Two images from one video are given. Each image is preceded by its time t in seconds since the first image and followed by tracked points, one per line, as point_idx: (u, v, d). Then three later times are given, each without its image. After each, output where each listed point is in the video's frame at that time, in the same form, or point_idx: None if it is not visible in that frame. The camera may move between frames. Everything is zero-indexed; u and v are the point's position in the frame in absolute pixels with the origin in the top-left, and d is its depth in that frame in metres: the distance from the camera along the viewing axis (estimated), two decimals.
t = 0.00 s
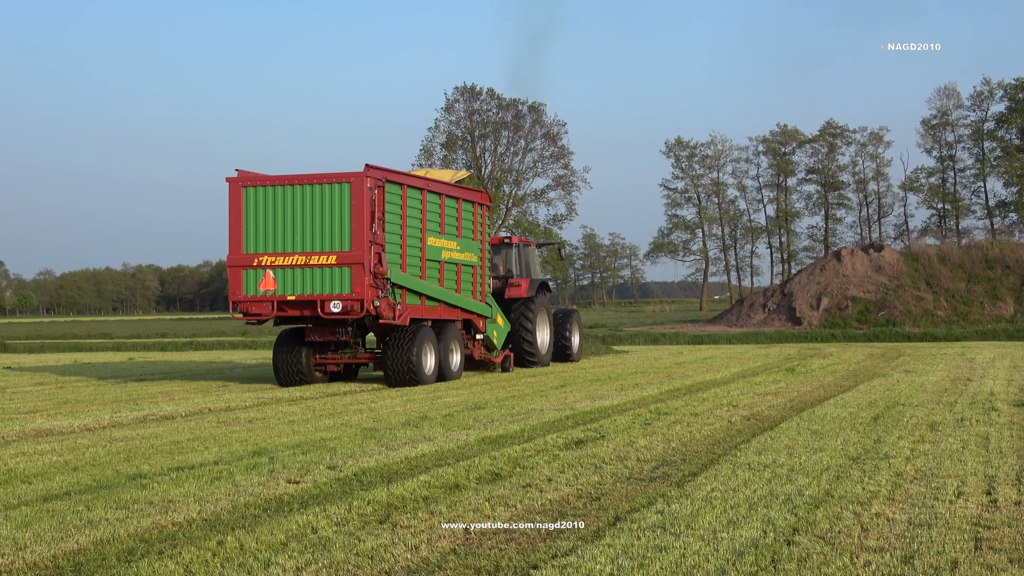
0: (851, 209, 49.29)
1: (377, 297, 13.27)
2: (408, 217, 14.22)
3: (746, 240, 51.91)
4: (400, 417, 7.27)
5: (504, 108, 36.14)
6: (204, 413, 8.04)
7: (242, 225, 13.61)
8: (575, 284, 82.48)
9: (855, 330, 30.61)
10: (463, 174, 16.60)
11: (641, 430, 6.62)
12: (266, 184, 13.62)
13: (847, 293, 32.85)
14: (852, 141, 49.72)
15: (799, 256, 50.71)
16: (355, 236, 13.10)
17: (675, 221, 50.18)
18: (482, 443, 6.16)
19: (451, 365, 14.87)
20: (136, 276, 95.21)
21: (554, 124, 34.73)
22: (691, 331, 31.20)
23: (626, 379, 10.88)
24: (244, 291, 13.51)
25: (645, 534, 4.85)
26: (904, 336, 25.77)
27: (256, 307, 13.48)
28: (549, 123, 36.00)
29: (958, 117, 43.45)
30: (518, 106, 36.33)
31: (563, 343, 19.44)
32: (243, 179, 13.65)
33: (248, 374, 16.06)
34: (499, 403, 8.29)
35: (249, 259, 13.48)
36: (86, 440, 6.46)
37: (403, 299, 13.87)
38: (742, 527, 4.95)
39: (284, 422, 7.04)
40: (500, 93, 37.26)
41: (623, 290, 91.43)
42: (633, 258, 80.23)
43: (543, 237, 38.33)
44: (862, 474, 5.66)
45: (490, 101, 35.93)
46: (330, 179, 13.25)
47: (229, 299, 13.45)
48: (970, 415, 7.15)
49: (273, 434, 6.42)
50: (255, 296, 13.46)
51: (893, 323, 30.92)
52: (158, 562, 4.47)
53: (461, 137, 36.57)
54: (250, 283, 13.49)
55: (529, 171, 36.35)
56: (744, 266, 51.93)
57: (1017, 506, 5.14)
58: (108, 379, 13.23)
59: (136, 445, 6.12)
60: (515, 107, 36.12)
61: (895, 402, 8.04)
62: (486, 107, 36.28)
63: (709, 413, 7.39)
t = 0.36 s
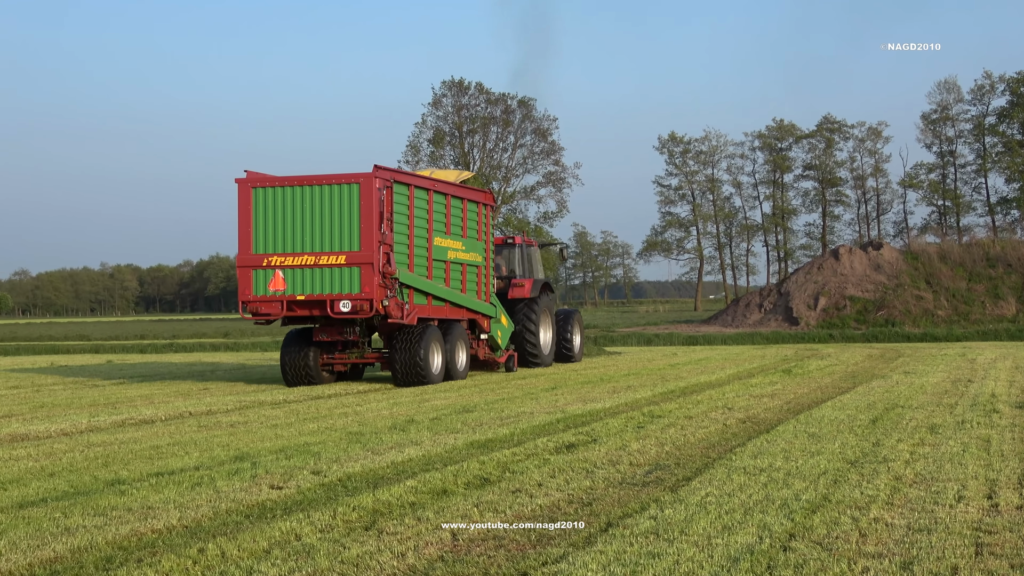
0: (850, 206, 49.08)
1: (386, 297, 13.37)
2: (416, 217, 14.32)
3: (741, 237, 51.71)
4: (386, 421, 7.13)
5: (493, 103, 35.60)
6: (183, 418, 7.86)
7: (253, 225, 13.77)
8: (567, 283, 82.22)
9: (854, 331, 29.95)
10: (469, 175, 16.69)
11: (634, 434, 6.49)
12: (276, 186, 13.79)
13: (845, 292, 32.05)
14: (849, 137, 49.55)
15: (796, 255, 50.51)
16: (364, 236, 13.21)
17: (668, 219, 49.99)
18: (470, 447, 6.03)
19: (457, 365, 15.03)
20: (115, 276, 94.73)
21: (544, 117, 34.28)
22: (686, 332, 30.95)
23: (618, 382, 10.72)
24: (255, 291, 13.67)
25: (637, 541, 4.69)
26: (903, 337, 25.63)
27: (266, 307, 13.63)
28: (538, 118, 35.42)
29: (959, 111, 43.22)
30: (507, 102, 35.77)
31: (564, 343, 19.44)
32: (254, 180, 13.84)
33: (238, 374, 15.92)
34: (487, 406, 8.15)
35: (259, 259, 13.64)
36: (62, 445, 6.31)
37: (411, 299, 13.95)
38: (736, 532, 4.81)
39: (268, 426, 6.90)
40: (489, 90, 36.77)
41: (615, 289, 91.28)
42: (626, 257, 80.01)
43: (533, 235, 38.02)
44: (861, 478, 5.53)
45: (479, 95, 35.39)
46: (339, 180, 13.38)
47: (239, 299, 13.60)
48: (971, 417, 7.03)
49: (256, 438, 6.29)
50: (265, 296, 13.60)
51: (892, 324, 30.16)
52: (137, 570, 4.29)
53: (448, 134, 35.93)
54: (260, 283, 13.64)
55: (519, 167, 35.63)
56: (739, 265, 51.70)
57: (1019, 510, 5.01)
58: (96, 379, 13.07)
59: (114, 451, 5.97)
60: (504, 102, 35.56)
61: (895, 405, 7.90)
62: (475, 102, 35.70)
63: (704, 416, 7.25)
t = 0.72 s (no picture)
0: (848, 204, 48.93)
1: (396, 297, 13.45)
2: (423, 217, 14.40)
3: (738, 237, 51.49)
4: (373, 424, 7.01)
5: (483, 98, 34.91)
6: (165, 421, 7.73)
7: (262, 226, 13.80)
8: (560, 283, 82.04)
9: (853, 331, 29.77)
10: (473, 175, 16.74)
11: (626, 438, 6.38)
12: (286, 186, 13.83)
13: (843, 293, 31.91)
14: (847, 133, 49.41)
15: (793, 254, 50.33)
16: (374, 236, 13.29)
17: (662, 218, 49.81)
18: (460, 451, 5.91)
19: (464, 364, 15.10)
20: (94, 276, 94.76)
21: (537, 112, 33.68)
22: (681, 333, 30.78)
23: (612, 384, 10.59)
24: (265, 291, 13.72)
25: (630, 547, 4.56)
26: (903, 338, 25.50)
27: (276, 307, 13.68)
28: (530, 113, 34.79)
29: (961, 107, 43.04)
30: (497, 97, 35.07)
31: (566, 344, 19.35)
32: (263, 181, 13.87)
33: (229, 375, 15.79)
34: (477, 409, 8.02)
35: (270, 259, 13.69)
36: (41, 450, 6.18)
37: (419, 299, 14.03)
38: (732, 538, 4.67)
39: (251, 430, 6.79)
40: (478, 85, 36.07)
41: (609, 290, 91.15)
42: (619, 256, 79.86)
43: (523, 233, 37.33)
44: (859, 482, 5.41)
45: (469, 90, 34.66)
46: (349, 181, 13.44)
47: (250, 299, 13.65)
48: (973, 421, 6.92)
49: (239, 442, 6.17)
50: (275, 296, 13.65)
51: (891, 325, 30.03)
52: None
53: (437, 129, 35.15)
54: (270, 283, 13.69)
55: (509, 163, 34.87)
56: (735, 265, 51.54)
57: (1020, 516, 4.89)
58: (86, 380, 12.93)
59: (93, 456, 5.85)
60: (494, 97, 34.85)
61: (893, 408, 7.78)
62: (464, 97, 34.96)
63: (698, 420, 7.13)
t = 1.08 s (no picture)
0: (847, 200, 48.78)
1: (405, 296, 13.47)
2: (431, 217, 14.43)
3: (734, 233, 51.38)
4: (361, 426, 6.91)
5: (473, 92, 34.16)
6: (145, 423, 7.62)
7: (273, 225, 13.83)
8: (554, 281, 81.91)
9: (852, 331, 29.62)
10: (479, 175, 16.73)
11: (620, 440, 6.27)
12: (297, 186, 13.86)
13: (842, 292, 31.75)
14: (845, 128, 49.25)
15: (791, 252, 50.20)
16: (384, 236, 13.32)
17: (657, 215, 49.65)
18: (449, 454, 5.80)
19: (470, 363, 15.16)
20: (72, 275, 95.69)
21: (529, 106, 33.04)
22: (676, 332, 30.67)
23: (605, 385, 10.46)
24: (275, 290, 13.74)
25: (624, 552, 4.42)
26: (903, 337, 25.36)
27: (286, 306, 13.70)
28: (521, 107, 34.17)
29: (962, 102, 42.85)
30: (488, 90, 34.32)
31: (568, 342, 19.25)
32: (274, 181, 13.90)
33: (221, 374, 15.69)
34: (468, 411, 7.90)
35: (280, 258, 13.72)
36: (19, 453, 6.06)
37: (428, 298, 14.05)
38: (727, 543, 4.55)
39: (235, 432, 6.68)
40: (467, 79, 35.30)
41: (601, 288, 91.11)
42: (611, 253, 79.76)
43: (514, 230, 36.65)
44: (858, 485, 5.29)
45: (458, 83, 33.89)
46: (359, 181, 13.47)
47: (260, 298, 13.66)
48: (975, 422, 6.80)
49: (223, 445, 6.07)
50: (285, 295, 13.67)
51: (891, 324, 29.87)
52: None
53: (425, 124, 34.21)
54: (280, 282, 13.72)
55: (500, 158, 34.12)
56: (731, 263, 51.39)
57: (1023, 520, 4.76)
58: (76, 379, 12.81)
59: (73, 459, 5.75)
60: (484, 90, 34.09)
61: (893, 408, 7.66)
62: (454, 91, 34.17)
63: (693, 421, 7.02)
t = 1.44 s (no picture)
0: (843, 196, 48.62)
1: (411, 295, 13.61)
2: (436, 217, 14.55)
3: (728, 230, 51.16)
4: (346, 429, 6.81)
5: (460, 85, 33.78)
6: (124, 426, 7.50)
7: (279, 225, 13.91)
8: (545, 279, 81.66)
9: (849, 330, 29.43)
10: (481, 174, 16.77)
11: (611, 442, 6.15)
12: (303, 186, 13.95)
13: (838, 290, 31.54)
14: (841, 122, 49.12)
15: (786, 248, 50.05)
16: (391, 236, 13.48)
17: (649, 212, 49.49)
18: (436, 457, 5.69)
19: (474, 363, 15.23)
20: (49, 274, 95.77)
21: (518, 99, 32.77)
22: (668, 331, 30.41)
23: (596, 386, 10.35)
24: (282, 289, 13.83)
25: (614, 556, 4.30)
26: (900, 336, 25.24)
27: (292, 304, 13.80)
28: (509, 101, 33.84)
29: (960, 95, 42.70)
30: (475, 84, 33.97)
31: (568, 340, 19.13)
32: (280, 181, 13.99)
33: (212, 375, 15.57)
34: (455, 413, 7.79)
35: (287, 257, 13.82)
36: None
37: (432, 296, 14.18)
38: (721, 547, 4.42)
39: (216, 435, 6.58)
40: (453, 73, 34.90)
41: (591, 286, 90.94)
42: (602, 251, 79.60)
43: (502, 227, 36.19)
44: (855, 487, 5.18)
45: (445, 77, 33.49)
46: (366, 181, 13.61)
47: (266, 296, 13.75)
48: (974, 422, 6.71)
49: (203, 449, 5.96)
50: (292, 293, 13.78)
51: (889, 322, 29.73)
52: None
53: (411, 119, 33.74)
54: (287, 281, 13.79)
55: (488, 153, 33.70)
56: (724, 261, 51.22)
57: (1023, 523, 4.66)
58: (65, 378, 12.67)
59: (49, 464, 5.63)
60: (472, 84, 33.73)
61: (891, 409, 7.56)
62: (440, 85, 33.75)
63: (686, 422, 6.92)
